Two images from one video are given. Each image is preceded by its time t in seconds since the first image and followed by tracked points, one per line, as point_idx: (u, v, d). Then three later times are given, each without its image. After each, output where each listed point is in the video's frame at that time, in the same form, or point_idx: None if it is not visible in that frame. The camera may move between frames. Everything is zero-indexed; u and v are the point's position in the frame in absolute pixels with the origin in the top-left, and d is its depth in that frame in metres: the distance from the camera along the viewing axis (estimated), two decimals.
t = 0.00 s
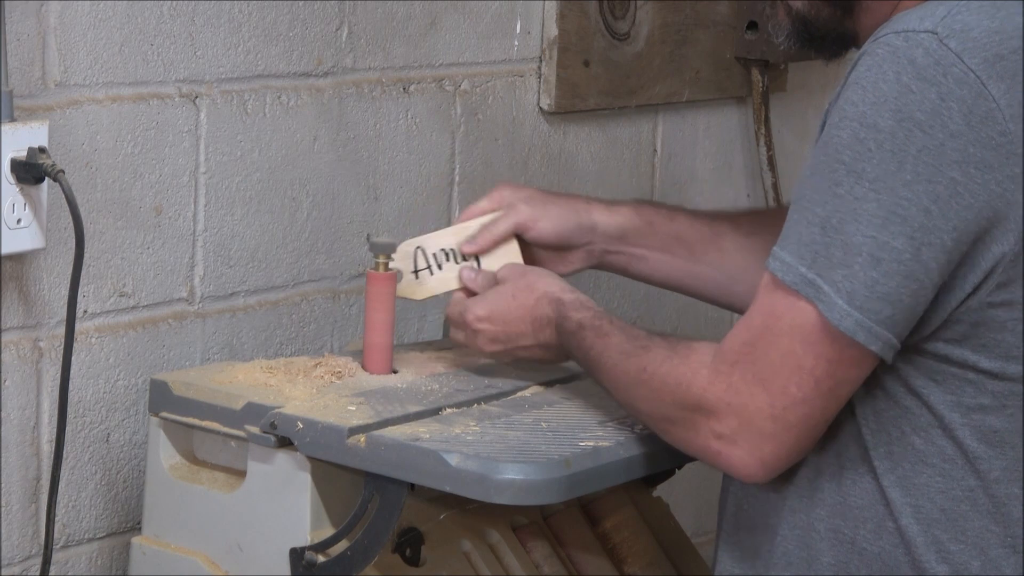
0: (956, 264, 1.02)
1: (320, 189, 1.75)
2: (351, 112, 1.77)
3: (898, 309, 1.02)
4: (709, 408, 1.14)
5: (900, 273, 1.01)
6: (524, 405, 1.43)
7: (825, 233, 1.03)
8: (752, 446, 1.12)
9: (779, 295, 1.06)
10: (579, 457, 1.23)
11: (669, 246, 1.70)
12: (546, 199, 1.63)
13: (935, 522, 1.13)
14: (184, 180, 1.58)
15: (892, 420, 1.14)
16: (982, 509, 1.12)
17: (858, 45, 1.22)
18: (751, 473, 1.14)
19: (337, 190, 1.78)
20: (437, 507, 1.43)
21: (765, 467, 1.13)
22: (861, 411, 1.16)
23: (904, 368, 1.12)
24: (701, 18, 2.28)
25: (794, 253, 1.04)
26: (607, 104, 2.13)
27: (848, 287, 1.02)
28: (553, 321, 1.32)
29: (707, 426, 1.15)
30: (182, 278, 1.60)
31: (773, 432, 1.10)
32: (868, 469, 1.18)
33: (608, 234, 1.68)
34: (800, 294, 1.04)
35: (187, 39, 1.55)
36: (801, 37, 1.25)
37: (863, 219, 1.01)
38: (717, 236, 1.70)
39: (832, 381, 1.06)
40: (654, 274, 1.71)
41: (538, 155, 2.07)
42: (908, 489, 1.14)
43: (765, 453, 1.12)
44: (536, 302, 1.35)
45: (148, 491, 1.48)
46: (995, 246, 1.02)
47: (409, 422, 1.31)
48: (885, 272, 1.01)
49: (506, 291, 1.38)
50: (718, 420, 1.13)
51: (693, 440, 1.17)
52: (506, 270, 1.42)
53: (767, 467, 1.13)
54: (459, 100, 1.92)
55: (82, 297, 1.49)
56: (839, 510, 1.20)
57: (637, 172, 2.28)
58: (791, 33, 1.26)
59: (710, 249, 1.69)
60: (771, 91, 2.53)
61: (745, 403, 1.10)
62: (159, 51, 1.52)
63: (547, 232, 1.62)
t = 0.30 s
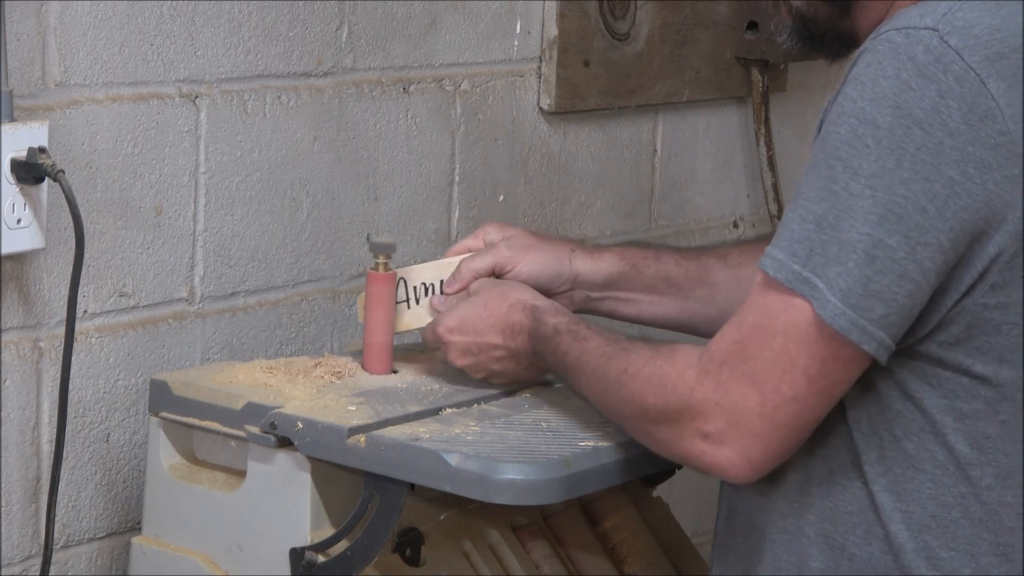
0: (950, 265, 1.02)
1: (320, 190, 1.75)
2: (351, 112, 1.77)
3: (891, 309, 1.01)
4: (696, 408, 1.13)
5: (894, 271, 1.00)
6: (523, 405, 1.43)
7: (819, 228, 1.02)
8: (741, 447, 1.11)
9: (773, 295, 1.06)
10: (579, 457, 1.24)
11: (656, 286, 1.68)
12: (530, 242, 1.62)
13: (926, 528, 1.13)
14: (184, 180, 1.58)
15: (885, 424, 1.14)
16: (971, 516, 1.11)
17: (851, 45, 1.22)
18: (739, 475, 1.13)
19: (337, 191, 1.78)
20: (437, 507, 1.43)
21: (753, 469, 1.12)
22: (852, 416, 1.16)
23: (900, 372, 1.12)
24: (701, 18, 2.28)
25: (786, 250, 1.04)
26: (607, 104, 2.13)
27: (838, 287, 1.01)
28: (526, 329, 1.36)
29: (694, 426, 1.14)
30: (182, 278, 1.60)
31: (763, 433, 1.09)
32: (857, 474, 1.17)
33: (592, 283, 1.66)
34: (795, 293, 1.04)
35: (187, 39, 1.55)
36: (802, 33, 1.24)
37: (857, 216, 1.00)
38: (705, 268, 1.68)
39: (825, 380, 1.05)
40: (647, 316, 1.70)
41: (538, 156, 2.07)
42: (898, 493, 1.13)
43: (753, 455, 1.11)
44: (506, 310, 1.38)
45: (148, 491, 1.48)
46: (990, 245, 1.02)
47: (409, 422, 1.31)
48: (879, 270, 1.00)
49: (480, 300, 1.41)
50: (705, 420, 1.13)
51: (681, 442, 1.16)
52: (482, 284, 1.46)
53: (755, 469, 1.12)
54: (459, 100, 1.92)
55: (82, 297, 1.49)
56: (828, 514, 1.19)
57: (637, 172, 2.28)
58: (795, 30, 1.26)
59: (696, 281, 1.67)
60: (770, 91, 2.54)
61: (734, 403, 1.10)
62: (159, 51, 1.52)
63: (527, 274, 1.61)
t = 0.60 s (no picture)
0: (969, 265, 1.02)
1: (320, 190, 1.75)
2: (351, 112, 1.77)
3: (913, 305, 1.01)
4: (729, 420, 1.13)
5: (918, 269, 1.00)
6: (524, 405, 1.43)
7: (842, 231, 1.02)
8: (772, 460, 1.10)
9: (797, 302, 1.05)
10: (578, 457, 1.24)
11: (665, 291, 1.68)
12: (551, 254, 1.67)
13: (932, 529, 1.12)
14: (184, 180, 1.58)
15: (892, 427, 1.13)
16: (979, 516, 1.11)
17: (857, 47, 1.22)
18: (772, 489, 1.12)
19: (337, 191, 1.78)
20: (437, 507, 1.42)
21: (786, 483, 1.11)
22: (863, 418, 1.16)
23: (912, 375, 1.12)
24: (701, 18, 2.28)
25: (809, 253, 1.03)
26: (606, 104, 2.13)
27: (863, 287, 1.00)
28: (580, 335, 1.33)
29: (727, 438, 1.14)
30: (182, 278, 1.60)
31: (795, 445, 1.08)
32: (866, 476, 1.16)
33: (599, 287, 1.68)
34: (819, 298, 1.03)
35: (187, 39, 1.55)
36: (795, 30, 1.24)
37: (882, 215, 1.00)
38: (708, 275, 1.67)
39: (853, 387, 1.05)
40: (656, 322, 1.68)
41: (538, 156, 2.07)
42: (906, 495, 1.13)
43: (786, 468, 1.10)
44: (558, 320, 1.36)
45: (148, 491, 1.48)
46: (1008, 243, 1.03)
47: (409, 422, 1.31)
48: (906, 267, 1.00)
49: (531, 312, 1.39)
50: (738, 433, 1.12)
51: (716, 455, 1.16)
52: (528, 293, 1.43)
53: (789, 484, 1.11)
54: (459, 100, 1.92)
55: (82, 297, 1.49)
56: (834, 516, 1.19)
57: (637, 172, 2.28)
58: (788, 26, 1.25)
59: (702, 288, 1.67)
60: (771, 91, 2.51)
61: (765, 415, 1.09)
62: (159, 51, 1.52)
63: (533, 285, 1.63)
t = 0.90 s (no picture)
0: (953, 262, 1.02)
1: (320, 190, 1.75)
2: (351, 112, 1.77)
3: (898, 304, 1.01)
4: (708, 408, 1.13)
5: (900, 267, 1.00)
6: (524, 405, 1.43)
7: (823, 228, 1.02)
8: (749, 449, 1.11)
9: (781, 294, 1.05)
10: (579, 457, 1.24)
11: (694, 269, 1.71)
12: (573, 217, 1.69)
13: (923, 524, 1.12)
14: (184, 180, 1.58)
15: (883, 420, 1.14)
16: (971, 511, 1.11)
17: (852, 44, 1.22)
18: (748, 477, 1.13)
19: (337, 191, 1.78)
20: (437, 507, 1.42)
21: (763, 471, 1.12)
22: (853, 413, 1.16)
23: (900, 369, 1.12)
24: (701, 18, 2.28)
25: (795, 248, 1.03)
26: (607, 104, 2.13)
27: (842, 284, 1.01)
28: (555, 318, 1.31)
29: (704, 426, 1.14)
30: (182, 278, 1.60)
31: (772, 434, 1.09)
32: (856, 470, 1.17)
33: (631, 257, 1.71)
34: (802, 293, 1.03)
35: (187, 39, 1.55)
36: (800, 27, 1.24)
37: (865, 212, 1.00)
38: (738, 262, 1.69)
39: (833, 380, 1.05)
40: (681, 301, 1.71)
41: (538, 156, 2.07)
42: (898, 490, 1.13)
43: (762, 456, 1.11)
44: (542, 296, 1.33)
45: (148, 491, 1.48)
46: (993, 242, 1.03)
47: (409, 422, 1.31)
48: (887, 265, 1.00)
49: (514, 282, 1.37)
50: (715, 421, 1.13)
51: (693, 443, 1.16)
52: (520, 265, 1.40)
53: (764, 471, 1.12)
54: (459, 100, 1.92)
55: (82, 297, 1.49)
56: (823, 513, 1.18)
57: (637, 173, 2.28)
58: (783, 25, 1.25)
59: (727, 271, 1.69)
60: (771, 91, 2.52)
61: (744, 404, 1.10)
62: (159, 51, 1.52)
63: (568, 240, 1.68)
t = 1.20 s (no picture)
0: (958, 261, 1.02)
1: (320, 189, 1.75)
2: (351, 112, 1.77)
3: (903, 304, 1.01)
4: (712, 413, 1.13)
5: (905, 268, 1.00)
6: (524, 405, 1.43)
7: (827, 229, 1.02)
8: (754, 452, 1.11)
9: (782, 296, 1.05)
10: (579, 457, 1.24)
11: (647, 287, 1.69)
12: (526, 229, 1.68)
13: (928, 524, 1.12)
14: (184, 180, 1.58)
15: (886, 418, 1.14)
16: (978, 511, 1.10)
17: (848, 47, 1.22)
18: (754, 480, 1.13)
19: (337, 191, 1.78)
20: (438, 507, 1.42)
21: (768, 474, 1.12)
22: (854, 413, 1.16)
23: (904, 370, 1.12)
24: (701, 18, 2.28)
25: (797, 251, 1.03)
26: (607, 104, 2.13)
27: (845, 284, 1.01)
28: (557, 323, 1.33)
29: (709, 430, 1.14)
30: (182, 278, 1.60)
31: (776, 438, 1.09)
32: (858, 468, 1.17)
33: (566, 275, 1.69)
34: (802, 295, 1.03)
35: (186, 39, 1.55)
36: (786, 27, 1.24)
37: (869, 213, 1.00)
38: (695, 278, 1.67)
39: (836, 382, 1.05)
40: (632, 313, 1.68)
41: (538, 155, 2.07)
42: (901, 490, 1.13)
43: (767, 460, 1.11)
44: (543, 301, 1.36)
45: (148, 491, 1.48)
46: (997, 241, 1.03)
47: (409, 422, 1.31)
48: (893, 266, 1.00)
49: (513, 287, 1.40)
50: (720, 425, 1.13)
51: (698, 446, 1.16)
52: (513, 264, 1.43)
53: (770, 474, 1.12)
54: (459, 100, 1.92)
55: (82, 297, 1.49)
56: (829, 512, 1.19)
57: (637, 173, 2.28)
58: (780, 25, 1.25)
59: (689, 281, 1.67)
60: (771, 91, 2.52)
61: (747, 408, 1.10)
62: (158, 51, 1.52)
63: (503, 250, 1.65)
